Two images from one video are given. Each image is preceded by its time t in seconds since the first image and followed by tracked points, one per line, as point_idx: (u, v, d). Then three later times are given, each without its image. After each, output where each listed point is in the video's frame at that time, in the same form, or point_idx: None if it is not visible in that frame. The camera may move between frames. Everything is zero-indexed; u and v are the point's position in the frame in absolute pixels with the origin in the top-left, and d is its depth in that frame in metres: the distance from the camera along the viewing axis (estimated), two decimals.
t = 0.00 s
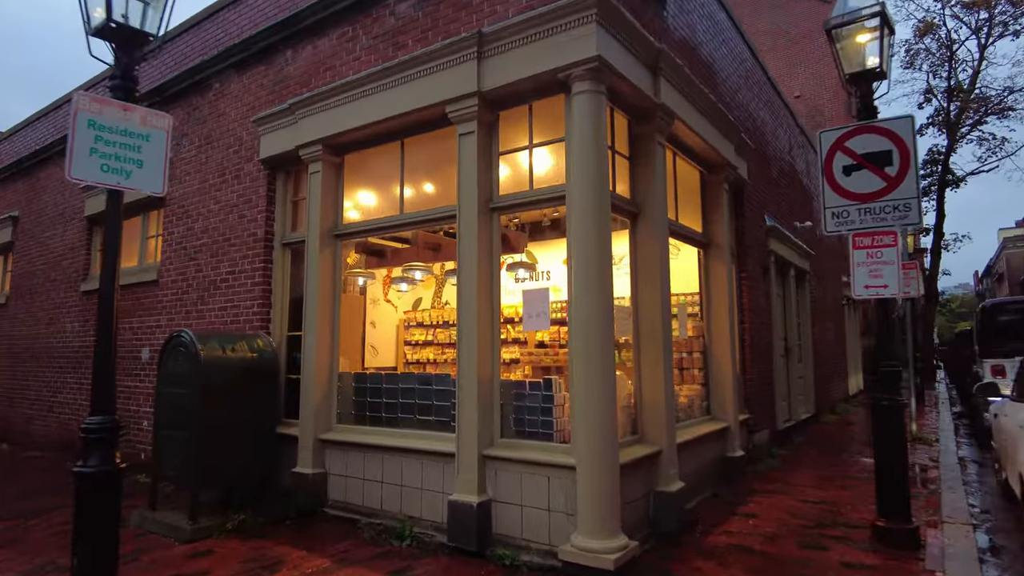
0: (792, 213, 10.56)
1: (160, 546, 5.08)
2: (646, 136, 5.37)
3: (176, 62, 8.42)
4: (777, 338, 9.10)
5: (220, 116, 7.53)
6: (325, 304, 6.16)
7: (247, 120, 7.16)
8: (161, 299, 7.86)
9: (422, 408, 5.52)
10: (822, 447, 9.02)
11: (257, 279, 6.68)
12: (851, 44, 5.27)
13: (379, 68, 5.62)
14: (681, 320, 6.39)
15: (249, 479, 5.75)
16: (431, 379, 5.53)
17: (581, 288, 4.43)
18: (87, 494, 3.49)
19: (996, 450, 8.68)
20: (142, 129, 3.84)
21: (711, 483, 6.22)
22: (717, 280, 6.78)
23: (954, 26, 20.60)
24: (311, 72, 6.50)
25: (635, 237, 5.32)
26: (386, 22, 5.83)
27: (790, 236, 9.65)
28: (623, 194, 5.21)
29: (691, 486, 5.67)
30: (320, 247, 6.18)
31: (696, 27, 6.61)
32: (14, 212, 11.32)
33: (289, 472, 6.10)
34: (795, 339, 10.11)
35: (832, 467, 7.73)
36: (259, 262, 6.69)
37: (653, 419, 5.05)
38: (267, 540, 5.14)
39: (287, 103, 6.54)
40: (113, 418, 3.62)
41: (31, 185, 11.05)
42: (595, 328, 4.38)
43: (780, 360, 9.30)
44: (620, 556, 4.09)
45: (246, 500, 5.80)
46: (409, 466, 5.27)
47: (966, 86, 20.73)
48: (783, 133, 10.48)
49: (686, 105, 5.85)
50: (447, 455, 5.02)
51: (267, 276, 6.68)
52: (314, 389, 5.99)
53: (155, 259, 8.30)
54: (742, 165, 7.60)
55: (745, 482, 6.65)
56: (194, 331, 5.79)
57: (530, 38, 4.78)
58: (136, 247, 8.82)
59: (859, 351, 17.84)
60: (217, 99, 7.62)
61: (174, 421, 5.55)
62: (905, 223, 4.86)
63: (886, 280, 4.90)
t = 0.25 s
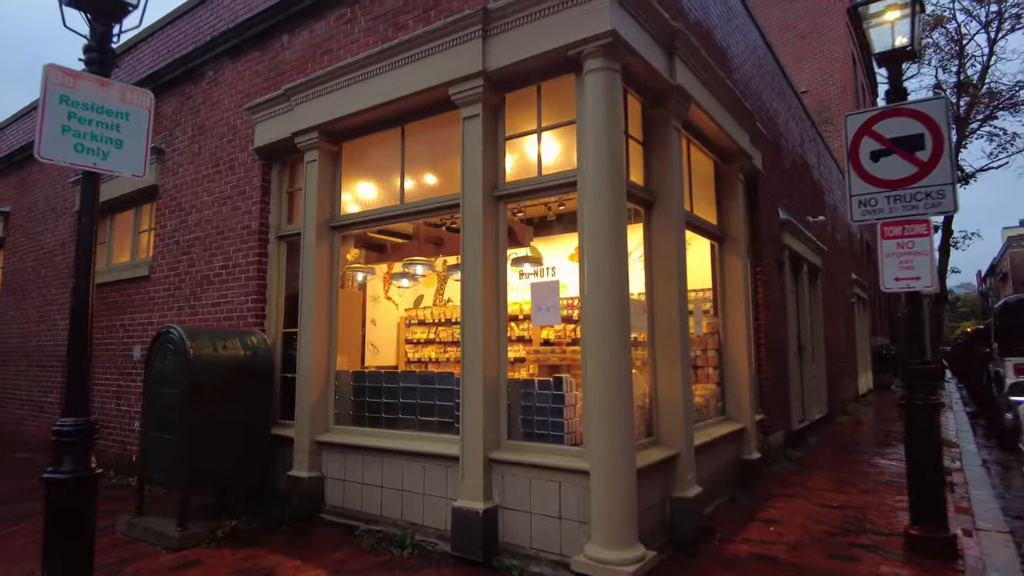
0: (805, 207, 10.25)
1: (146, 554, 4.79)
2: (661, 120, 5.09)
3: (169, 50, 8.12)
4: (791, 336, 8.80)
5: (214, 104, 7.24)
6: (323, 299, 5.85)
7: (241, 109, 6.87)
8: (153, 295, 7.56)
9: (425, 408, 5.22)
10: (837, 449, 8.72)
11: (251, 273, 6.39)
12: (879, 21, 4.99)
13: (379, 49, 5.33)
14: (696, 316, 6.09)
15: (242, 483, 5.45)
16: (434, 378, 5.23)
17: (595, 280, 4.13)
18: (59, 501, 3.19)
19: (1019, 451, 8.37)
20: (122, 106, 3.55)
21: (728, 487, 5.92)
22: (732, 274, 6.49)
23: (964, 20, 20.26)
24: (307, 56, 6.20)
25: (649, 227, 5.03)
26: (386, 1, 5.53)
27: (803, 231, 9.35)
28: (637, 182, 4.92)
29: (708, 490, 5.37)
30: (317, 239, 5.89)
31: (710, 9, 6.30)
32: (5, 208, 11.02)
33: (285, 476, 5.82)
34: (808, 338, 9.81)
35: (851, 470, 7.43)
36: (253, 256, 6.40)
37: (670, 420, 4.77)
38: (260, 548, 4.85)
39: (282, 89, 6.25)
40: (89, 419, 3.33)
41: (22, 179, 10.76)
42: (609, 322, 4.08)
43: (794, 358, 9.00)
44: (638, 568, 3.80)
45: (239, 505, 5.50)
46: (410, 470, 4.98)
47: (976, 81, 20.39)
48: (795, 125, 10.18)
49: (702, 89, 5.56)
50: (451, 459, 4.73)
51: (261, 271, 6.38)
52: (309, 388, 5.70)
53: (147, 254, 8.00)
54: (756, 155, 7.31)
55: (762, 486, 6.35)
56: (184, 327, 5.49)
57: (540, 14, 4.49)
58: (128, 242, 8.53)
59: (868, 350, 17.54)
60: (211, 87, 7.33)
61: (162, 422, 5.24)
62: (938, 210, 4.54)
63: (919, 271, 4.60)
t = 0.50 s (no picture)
0: (821, 207, 9.93)
1: (132, 570, 4.47)
2: (684, 107, 4.77)
3: (165, 42, 7.84)
4: (809, 339, 8.47)
5: (210, 96, 6.95)
6: (322, 299, 5.53)
7: (238, 100, 6.57)
8: (146, 296, 7.26)
9: (431, 414, 4.90)
10: (858, 456, 8.38)
11: (248, 271, 6.08)
12: None
13: (382, 33, 5.03)
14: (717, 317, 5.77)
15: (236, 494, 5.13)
16: (440, 382, 4.90)
17: (617, 276, 3.80)
18: (26, 517, 2.87)
19: None
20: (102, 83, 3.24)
21: (751, 497, 5.59)
22: (754, 274, 6.17)
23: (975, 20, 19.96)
24: (307, 43, 5.90)
25: (671, 221, 4.71)
26: None
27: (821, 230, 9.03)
28: (659, 172, 4.61)
29: (733, 502, 5.04)
30: (316, 235, 5.57)
31: None
32: None
33: (282, 487, 5.49)
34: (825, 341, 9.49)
35: (876, 479, 7.09)
36: (250, 253, 6.09)
37: (695, 427, 4.44)
38: (254, 563, 4.52)
39: (281, 78, 5.95)
40: (62, 427, 3.03)
41: (16, 178, 10.48)
42: (632, 321, 3.75)
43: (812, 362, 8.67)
44: None
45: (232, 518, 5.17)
46: (416, 480, 4.65)
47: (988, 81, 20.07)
48: (811, 122, 9.87)
49: (725, 76, 5.25)
50: (460, 469, 4.40)
51: (258, 269, 6.07)
52: (308, 393, 5.37)
53: (142, 252, 7.71)
54: (777, 149, 6.98)
55: (786, 496, 6.01)
56: (175, 328, 5.17)
57: None
58: (122, 241, 8.23)
59: (881, 354, 17.16)
60: (208, 78, 7.03)
61: (150, 428, 4.92)
62: (985, 201, 4.19)
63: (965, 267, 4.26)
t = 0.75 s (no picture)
0: (840, 202, 9.58)
1: None
2: (710, 87, 4.45)
3: (159, 29, 7.53)
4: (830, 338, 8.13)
5: (206, 83, 6.64)
6: (323, 295, 5.22)
7: (235, 86, 6.26)
8: (140, 292, 6.95)
9: (437, 417, 4.58)
10: (882, 460, 8.03)
11: (244, 266, 5.76)
12: None
13: (386, 10, 4.72)
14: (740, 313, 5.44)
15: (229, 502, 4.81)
16: (448, 383, 4.59)
17: (643, 266, 3.47)
18: None
19: None
20: (75, 51, 2.93)
21: (778, 506, 5.25)
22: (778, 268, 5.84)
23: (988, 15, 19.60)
24: (307, 24, 5.59)
25: (697, 210, 4.39)
26: None
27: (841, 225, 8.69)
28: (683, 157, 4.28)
29: (761, 511, 4.71)
30: (316, 226, 5.25)
31: None
32: None
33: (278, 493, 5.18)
34: (845, 341, 9.15)
35: (904, 485, 6.75)
36: (246, 246, 5.78)
37: (724, 430, 4.12)
38: None
39: (279, 62, 5.64)
40: (28, 432, 2.73)
41: (9, 173, 10.18)
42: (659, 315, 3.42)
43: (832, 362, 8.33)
44: None
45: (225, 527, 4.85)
46: (421, 488, 4.33)
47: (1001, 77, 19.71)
48: (829, 114, 9.53)
49: (751, 56, 4.92)
50: (469, 476, 4.08)
51: (254, 264, 5.76)
52: (306, 394, 5.05)
53: (135, 248, 7.40)
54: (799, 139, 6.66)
55: (813, 504, 5.67)
56: (165, 324, 4.86)
57: None
58: (115, 236, 7.93)
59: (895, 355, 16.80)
60: (203, 65, 6.73)
61: (137, 432, 4.60)
62: None
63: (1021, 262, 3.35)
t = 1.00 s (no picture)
0: (863, 193, 9.21)
1: None
2: (744, 58, 4.10)
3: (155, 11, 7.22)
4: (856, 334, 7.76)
5: (203, 65, 6.32)
6: (325, 286, 4.90)
7: (233, 67, 5.94)
8: (135, 285, 6.64)
9: (448, 415, 4.25)
10: (910, 461, 7.68)
11: (242, 255, 5.44)
12: None
13: None
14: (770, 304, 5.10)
15: (223, 507, 4.48)
16: (460, 378, 4.27)
17: (679, 247, 3.13)
18: None
19: None
20: (43, 7, 3.67)
21: (812, 510, 4.90)
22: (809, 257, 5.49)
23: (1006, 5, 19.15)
24: None
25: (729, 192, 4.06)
26: None
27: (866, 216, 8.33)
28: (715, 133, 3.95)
29: (797, 516, 4.36)
30: (318, 212, 4.92)
31: None
32: None
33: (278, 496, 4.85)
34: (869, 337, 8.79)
35: (938, 487, 6.39)
36: (244, 234, 5.46)
37: (762, 430, 3.78)
38: None
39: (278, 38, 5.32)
40: None
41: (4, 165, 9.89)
42: (697, 301, 3.08)
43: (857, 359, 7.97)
44: None
45: (219, 533, 4.53)
46: (431, 491, 4.00)
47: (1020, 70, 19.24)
48: (852, 101, 9.16)
49: (784, 27, 4.58)
50: (484, 479, 3.74)
51: (252, 252, 5.43)
52: (308, 390, 4.73)
53: (130, 239, 7.10)
54: (828, 122, 6.31)
55: (847, 508, 5.32)
56: (156, 316, 4.54)
57: None
58: (111, 228, 7.63)
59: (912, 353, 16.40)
60: (200, 47, 6.41)
61: (126, 430, 4.29)
62: None
63: None
